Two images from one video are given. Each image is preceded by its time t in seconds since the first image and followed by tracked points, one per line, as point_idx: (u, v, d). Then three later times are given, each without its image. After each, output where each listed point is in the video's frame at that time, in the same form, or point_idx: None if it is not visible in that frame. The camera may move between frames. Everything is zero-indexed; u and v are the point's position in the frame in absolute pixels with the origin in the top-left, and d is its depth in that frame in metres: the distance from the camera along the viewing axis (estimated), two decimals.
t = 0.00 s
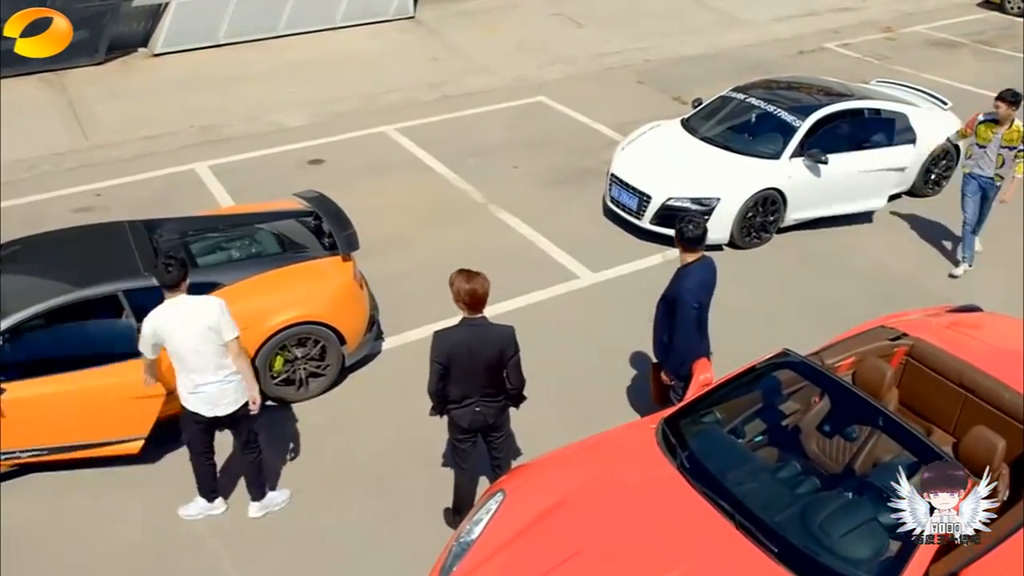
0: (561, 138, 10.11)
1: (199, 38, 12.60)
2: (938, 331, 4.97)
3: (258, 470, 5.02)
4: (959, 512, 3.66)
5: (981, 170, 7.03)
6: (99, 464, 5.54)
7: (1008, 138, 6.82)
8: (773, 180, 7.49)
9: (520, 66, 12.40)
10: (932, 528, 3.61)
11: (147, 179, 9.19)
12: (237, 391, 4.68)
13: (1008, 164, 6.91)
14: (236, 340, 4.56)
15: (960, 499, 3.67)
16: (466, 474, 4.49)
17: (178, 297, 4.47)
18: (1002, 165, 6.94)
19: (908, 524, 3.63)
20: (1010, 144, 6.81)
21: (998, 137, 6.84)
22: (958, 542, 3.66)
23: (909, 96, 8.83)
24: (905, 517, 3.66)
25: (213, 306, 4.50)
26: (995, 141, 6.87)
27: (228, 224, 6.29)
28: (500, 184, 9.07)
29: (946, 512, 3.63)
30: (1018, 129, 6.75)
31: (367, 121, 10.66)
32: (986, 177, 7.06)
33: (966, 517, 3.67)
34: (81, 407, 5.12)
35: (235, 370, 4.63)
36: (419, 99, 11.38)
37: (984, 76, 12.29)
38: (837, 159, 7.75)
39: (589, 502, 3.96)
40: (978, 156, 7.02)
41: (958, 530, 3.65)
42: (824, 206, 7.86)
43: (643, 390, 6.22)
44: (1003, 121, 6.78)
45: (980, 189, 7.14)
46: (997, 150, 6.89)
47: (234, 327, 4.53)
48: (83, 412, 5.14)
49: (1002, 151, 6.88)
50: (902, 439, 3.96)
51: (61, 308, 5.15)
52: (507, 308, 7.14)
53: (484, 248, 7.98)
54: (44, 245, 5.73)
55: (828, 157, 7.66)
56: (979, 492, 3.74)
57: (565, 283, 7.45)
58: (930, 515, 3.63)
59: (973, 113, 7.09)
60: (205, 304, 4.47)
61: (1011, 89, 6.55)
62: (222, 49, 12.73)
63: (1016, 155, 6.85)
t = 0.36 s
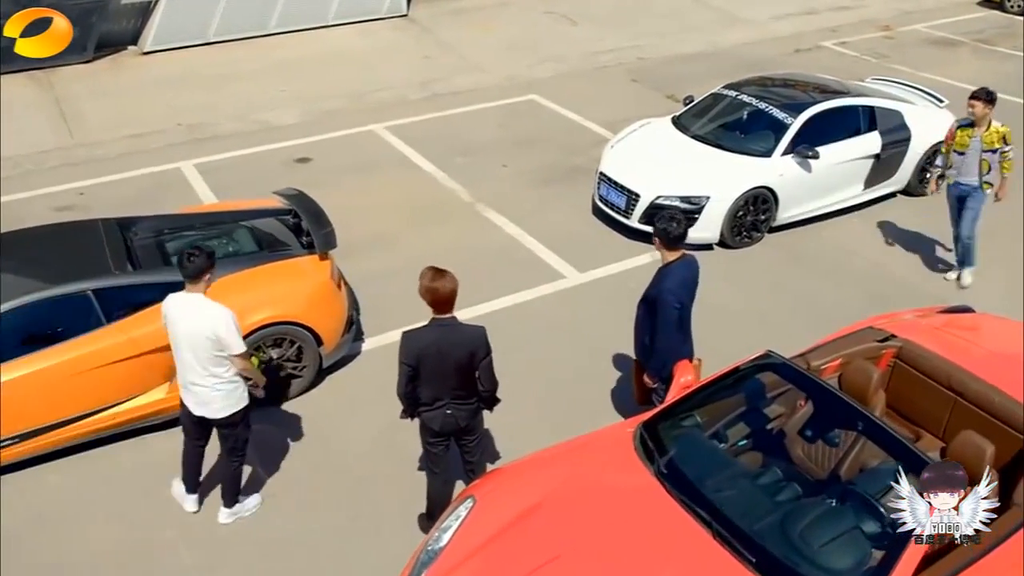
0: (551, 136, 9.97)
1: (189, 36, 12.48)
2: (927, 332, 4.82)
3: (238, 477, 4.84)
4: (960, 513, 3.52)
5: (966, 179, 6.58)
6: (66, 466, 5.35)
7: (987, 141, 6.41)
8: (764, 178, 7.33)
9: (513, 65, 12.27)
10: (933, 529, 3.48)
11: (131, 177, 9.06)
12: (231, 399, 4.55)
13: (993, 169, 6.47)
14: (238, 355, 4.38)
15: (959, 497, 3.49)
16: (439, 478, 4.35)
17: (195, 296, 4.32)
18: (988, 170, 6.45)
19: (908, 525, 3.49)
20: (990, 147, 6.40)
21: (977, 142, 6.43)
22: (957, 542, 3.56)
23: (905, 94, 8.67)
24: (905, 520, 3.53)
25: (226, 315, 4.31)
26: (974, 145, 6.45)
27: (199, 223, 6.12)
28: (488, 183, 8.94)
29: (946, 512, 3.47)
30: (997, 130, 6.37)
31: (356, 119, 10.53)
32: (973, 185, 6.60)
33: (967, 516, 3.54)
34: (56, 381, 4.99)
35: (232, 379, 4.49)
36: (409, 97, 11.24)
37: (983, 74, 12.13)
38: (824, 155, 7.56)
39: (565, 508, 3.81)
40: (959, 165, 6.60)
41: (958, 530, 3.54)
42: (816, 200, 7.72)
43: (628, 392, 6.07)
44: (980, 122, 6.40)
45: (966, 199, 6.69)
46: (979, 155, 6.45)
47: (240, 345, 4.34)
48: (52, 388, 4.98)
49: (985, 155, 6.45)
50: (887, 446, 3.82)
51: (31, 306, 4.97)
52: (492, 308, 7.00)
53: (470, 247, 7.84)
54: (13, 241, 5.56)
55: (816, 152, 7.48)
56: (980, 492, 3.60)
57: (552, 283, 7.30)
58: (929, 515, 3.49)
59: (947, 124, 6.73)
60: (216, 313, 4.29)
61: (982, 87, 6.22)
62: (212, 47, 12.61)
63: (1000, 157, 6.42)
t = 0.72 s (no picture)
0: (545, 136, 9.83)
1: (183, 35, 12.38)
2: (920, 333, 4.66)
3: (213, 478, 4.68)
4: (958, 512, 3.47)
5: (924, 191, 6.33)
6: (34, 467, 5.17)
7: (949, 155, 6.14)
8: (758, 177, 7.18)
9: (509, 64, 12.16)
10: (932, 529, 3.39)
11: (118, 176, 8.95)
12: (211, 402, 4.41)
13: (951, 186, 6.22)
14: (224, 363, 4.24)
15: (959, 497, 3.45)
16: (414, 483, 4.20)
17: (208, 290, 4.22)
18: (943, 184, 6.22)
19: (908, 524, 3.38)
20: (952, 162, 6.13)
21: (940, 154, 6.16)
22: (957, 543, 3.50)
23: (904, 93, 8.52)
24: (904, 519, 3.40)
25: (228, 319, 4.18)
26: (936, 156, 6.19)
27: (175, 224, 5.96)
28: (479, 182, 8.80)
29: (946, 512, 3.41)
30: (961, 145, 6.09)
31: (348, 118, 10.40)
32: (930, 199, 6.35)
33: (967, 516, 3.49)
34: (25, 380, 4.84)
35: (215, 383, 4.36)
36: (403, 97, 11.11)
37: (985, 75, 11.96)
38: (818, 153, 7.40)
39: (539, 515, 3.66)
40: (919, 175, 6.32)
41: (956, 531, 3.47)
42: (811, 200, 7.57)
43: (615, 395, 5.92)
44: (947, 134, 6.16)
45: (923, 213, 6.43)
46: (939, 168, 6.18)
47: (226, 355, 4.19)
48: (22, 387, 4.84)
49: (945, 170, 6.18)
50: (873, 451, 3.65)
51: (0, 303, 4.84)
52: (478, 308, 6.86)
53: (459, 247, 7.71)
54: None
55: (811, 149, 7.33)
56: (978, 493, 3.58)
57: (540, 284, 7.17)
58: (930, 515, 3.40)
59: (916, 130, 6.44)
60: (216, 313, 4.17)
61: (956, 96, 5.90)
62: (206, 46, 12.51)
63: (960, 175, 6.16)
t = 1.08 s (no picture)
0: (543, 136, 9.71)
1: (182, 33, 12.33)
2: (916, 336, 4.50)
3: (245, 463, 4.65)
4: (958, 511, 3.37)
5: (877, 199, 6.15)
6: (6, 466, 5.03)
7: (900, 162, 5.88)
8: (756, 177, 7.03)
9: (509, 65, 12.06)
10: (931, 528, 3.28)
11: (111, 173, 8.86)
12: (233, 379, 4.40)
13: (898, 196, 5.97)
14: (244, 339, 4.20)
15: (960, 499, 3.38)
16: (388, 485, 4.09)
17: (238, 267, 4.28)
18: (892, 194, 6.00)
19: (909, 524, 3.24)
20: (899, 169, 5.88)
21: (891, 160, 5.93)
22: (958, 543, 3.39)
23: (908, 93, 8.35)
24: (904, 517, 3.26)
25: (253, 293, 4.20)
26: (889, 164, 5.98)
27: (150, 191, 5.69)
28: (474, 183, 8.67)
29: (946, 512, 3.31)
30: (909, 152, 5.79)
31: (345, 118, 10.30)
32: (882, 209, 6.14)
33: (969, 517, 3.39)
34: None
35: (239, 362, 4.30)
36: (401, 96, 11.00)
37: (992, 77, 11.79)
38: (818, 153, 7.25)
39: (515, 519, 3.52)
40: (875, 183, 6.14)
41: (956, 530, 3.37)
42: (811, 201, 7.41)
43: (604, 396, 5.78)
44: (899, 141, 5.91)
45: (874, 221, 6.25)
46: (889, 176, 5.97)
47: (246, 326, 4.16)
48: None
49: (894, 178, 5.95)
50: (864, 459, 3.49)
51: None
52: (469, 308, 6.72)
53: (452, 247, 7.59)
54: None
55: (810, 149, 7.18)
56: (979, 492, 3.48)
57: (533, 284, 7.03)
58: (930, 516, 3.28)
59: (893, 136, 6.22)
60: (240, 286, 4.19)
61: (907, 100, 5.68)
62: (205, 45, 12.44)
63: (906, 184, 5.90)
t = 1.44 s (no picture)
0: (546, 141, 9.61)
1: (189, 39, 12.31)
2: (917, 345, 4.35)
3: (317, 439, 4.78)
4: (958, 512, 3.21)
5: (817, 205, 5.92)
6: None
7: (842, 166, 5.68)
8: (759, 182, 6.90)
9: (515, 71, 12.00)
10: (932, 529, 3.11)
11: (110, 175, 8.82)
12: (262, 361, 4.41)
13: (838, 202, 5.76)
14: (264, 326, 4.19)
15: (959, 498, 3.21)
16: (367, 491, 3.98)
17: (266, 253, 4.22)
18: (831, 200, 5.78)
19: (908, 524, 3.08)
20: (842, 172, 5.66)
21: (832, 165, 5.73)
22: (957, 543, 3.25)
23: (916, 99, 8.20)
24: (904, 516, 3.11)
25: (273, 281, 4.15)
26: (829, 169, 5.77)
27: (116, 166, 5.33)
28: (475, 187, 8.57)
29: (947, 513, 3.14)
30: (852, 156, 5.61)
31: (347, 121, 10.24)
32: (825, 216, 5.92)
33: (968, 516, 3.24)
34: None
35: (261, 348, 4.28)
36: (405, 101, 10.94)
37: (1005, 86, 11.61)
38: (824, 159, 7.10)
39: (494, 527, 3.38)
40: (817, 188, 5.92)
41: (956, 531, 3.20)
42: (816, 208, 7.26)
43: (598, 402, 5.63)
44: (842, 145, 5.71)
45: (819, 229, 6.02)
46: (830, 181, 5.76)
47: (262, 314, 4.13)
48: None
49: (835, 183, 5.73)
50: (860, 470, 3.29)
51: None
52: (464, 313, 6.60)
53: (450, 251, 7.48)
54: None
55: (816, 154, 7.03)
56: (978, 493, 3.32)
57: (530, 289, 6.91)
58: (930, 515, 3.12)
59: (833, 143, 6.04)
60: (260, 275, 4.14)
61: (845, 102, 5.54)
62: (212, 49, 12.41)
63: (850, 190, 5.69)
